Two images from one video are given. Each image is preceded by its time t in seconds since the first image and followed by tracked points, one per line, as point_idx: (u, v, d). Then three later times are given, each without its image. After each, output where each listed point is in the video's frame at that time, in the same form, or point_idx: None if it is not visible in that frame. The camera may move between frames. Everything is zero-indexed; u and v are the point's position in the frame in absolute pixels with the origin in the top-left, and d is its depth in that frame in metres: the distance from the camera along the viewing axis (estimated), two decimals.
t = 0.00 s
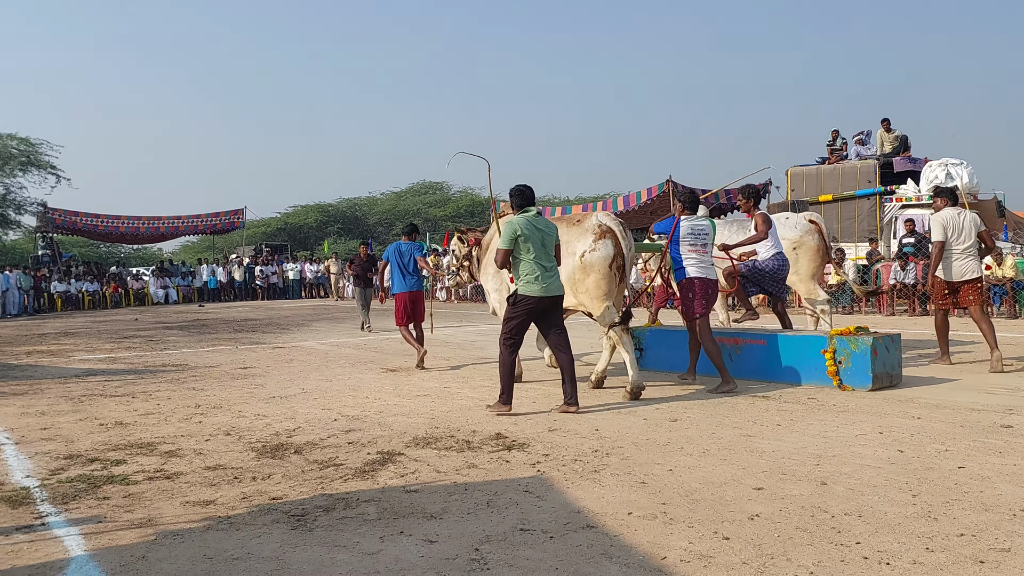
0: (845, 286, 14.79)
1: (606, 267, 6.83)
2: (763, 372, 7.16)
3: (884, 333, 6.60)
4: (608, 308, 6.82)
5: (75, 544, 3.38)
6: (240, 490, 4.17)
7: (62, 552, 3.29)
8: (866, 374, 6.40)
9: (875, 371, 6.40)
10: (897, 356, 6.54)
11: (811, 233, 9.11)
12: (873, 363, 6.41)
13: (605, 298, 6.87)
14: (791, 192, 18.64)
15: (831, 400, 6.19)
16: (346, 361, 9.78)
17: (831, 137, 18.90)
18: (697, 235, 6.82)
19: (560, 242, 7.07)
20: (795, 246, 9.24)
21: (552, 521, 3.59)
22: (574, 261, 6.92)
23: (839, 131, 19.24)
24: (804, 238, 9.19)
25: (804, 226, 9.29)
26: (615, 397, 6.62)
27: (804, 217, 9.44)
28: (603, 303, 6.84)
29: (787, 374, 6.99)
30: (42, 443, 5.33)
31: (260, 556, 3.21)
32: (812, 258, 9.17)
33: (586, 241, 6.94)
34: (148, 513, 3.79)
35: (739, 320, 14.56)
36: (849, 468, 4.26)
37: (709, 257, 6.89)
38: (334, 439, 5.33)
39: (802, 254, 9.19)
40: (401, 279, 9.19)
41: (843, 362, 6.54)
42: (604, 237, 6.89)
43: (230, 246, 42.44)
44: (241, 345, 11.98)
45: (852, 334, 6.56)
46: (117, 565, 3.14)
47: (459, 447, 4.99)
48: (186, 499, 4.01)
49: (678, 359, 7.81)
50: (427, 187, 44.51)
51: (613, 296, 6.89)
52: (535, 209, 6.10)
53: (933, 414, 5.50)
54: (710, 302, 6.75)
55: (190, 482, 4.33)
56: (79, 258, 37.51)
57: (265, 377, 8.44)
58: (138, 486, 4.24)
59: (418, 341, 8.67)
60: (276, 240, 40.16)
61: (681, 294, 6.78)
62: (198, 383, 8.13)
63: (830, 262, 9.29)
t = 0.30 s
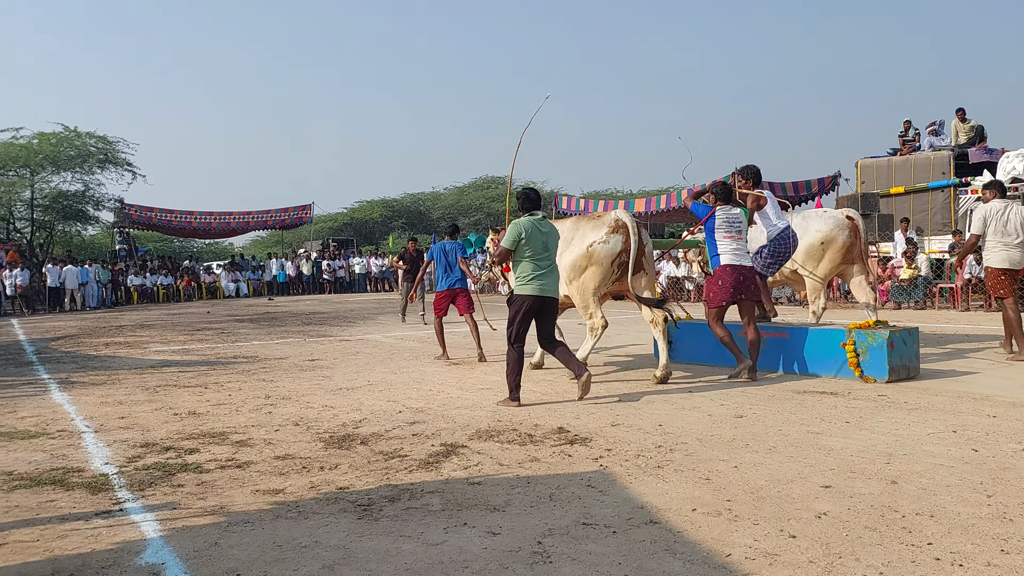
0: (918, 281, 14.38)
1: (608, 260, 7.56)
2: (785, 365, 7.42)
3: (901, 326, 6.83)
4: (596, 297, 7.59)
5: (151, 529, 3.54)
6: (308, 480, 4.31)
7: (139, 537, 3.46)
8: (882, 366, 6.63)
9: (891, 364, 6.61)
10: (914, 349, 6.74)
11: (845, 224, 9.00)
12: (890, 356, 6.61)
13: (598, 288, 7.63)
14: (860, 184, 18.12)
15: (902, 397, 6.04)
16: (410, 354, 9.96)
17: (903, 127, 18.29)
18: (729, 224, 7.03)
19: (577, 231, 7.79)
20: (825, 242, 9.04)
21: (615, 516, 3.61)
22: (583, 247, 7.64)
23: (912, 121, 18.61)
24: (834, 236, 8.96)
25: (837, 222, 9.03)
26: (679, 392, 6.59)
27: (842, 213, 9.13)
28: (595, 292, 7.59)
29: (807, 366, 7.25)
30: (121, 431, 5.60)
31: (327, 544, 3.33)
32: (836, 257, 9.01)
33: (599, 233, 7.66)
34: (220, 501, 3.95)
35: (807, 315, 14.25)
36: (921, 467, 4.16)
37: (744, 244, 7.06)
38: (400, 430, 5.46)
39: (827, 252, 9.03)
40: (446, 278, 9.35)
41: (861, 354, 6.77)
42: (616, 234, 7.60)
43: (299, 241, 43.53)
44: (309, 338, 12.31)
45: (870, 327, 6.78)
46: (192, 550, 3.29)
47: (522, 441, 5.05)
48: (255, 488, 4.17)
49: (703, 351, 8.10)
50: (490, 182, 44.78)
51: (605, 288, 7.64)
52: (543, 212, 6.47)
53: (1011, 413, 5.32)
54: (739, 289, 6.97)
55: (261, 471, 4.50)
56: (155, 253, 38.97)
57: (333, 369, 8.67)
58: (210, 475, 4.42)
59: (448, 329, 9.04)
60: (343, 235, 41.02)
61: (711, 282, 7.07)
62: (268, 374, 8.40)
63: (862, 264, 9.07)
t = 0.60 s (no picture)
0: (981, 275, 14.00)
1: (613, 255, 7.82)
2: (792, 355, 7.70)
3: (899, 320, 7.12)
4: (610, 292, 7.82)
5: (211, 517, 3.68)
6: (363, 470, 4.42)
7: (200, 525, 3.59)
8: (879, 356, 6.93)
9: (888, 355, 6.90)
10: (912, 343, 7.02)
11: (869, 218, 8.81)
12: (888, 347, 6.88)
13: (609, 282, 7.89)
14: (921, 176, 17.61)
15: (964, 394, 5.90)
16: (462, 347, 10.07)
17: (967, 118, 17.71)
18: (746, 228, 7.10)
19: (579, 229, 8.06)
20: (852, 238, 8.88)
21: (668, 511, 3.62)
22: (587, 246, 7.92)
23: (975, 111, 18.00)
24: (859, 231, 8.78)
25: (862, 216, 8.84)
26: (732, 387, 6.54)
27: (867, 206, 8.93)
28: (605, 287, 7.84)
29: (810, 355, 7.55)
30: (183, 422, 5.80)
31: (381, 535, 3.41)
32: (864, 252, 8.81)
33: (599, 230, 7.91)
34: (277, 491, 4.08)
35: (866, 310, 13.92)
36: (982, 466, 4.07)
37: (759, 249, 7.18)
38: (452, 423, 5.54)
39: (854, 248, 8.84)
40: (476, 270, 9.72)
41: (861, 345, 7.05)
42: (616, 228, 7.83)
43: (353, 235, 44.23)
44: (364, 331, 12.53)
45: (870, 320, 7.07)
46: (250, 538, 3.41)
47: (573, 435, 5.08)
48: (312, 478, 4.29)
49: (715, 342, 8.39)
50: (542, 176, 44.82)
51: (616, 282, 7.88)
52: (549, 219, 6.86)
53: None
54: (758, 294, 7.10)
55: (318, 461, 4.62)
56: (215, 248, 40.02)
57: (386, 362, 8.82)
58: (268, 465, 4.56)
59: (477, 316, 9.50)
60: (396, 230, 41.53)
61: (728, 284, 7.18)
62: (323, 367, 8.59)
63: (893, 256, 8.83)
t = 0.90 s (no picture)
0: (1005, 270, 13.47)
1: (595, 252, 8.20)
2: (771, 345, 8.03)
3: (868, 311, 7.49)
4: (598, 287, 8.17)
5: (234, 508, 3.72)
6: (385, 463, 4.44)
7: (224, 515, 3.63)
8: (849, 346, 7.28)
9: (857, 344, 7.26)
10: (880, 334, 7.37)
11: (864, 218, 8.91)
12: (856, 337, 7.26)
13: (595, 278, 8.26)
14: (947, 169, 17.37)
15: (989, 389, 5.83)
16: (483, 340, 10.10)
17: (993, 110, 17.42)
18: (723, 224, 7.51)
19: (563, 227, 8.48)
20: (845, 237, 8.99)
21: (689, 505, 3.62)
22: (571, 246, 8.31)
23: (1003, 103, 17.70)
24: (854, 230, 8.89)
25: (856, 216, 8.94)
26: (753, 381, 6.53)
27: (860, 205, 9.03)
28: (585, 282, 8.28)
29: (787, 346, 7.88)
30: (206, 413, 5.88)
31: (403, 527, 3.44)
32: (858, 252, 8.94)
33: (582, 229, 8.30)
34: (300, 482, 4.12)
35: (890, 304, 13.78)
36: (1008, 462, 4.02)
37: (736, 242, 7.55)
38: (473, 416, 5.57)
39: (849, 247, 8.95)
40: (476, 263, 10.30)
41: (831, 336, 7.42)
42: (596, 226, 8.23)
43: (375, 229, 44.45)
44: (385, 325, 12.61)
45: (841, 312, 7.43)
46: (273, 529, 3.44)
47: (594, 429, 5.08)
48: (334, 469, 4.33)
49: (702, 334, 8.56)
50: (562, 169, 44.77)
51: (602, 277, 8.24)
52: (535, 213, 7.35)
53: None
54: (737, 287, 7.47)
55: (340, 453, 4.66)
56: (239, 241, 40.36)
57: (408, 355, 8.87)
58: (291, 457, 4.61)
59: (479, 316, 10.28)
60: (417, 224, 41.66)
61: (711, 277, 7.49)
62: (345, 360, 8.65)
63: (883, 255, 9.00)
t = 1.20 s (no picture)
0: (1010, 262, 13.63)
1: (552, 244, 8.62)
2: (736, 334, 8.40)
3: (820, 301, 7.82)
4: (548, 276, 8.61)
5: (237, 499, 3.73)
6: (387, 454, 4.45)
7: (226, 506, 3.64)
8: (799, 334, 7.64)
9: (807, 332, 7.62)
10: (831, 324, 7.68)
11: (832, 210, 9.49)
12: (807, 326, 7.59)
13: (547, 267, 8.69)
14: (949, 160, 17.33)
15: (991, 381, 5.83)
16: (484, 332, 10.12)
17: (996, 101, 17.37)
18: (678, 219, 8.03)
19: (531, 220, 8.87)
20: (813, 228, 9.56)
21: (691, 496, 3.62)
22: (534, 234, 8.77)
23: (1005, 94, 17.65)
24: (820, 222, 9.46)
25: (824, 209, 9.52)
26: (755, 372, 6.53)
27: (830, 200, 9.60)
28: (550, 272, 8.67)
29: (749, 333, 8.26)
30: (208, 404, 5.89)
31: (405, 518, 3.44)
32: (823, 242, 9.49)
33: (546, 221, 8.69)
34: (302, 473, 4.13)
35: (891, 295, 13.77)
36: (1010, 453, 4.02)
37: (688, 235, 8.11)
38: (475, 407, 5.57)
39: (814, 237, 9.53)
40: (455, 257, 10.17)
41: (786, 324, 7.77)
42: (558, 219, 8.61)
43: (376, 220, 44.44)
44: (386, 316, 12.62)
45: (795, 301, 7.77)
46: (275, 520, 3.45)
47: (596, 420, 5.08)
48: (336, 461, 4.33)
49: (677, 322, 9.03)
50: (564, 160, 44.70)
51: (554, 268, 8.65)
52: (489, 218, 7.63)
53: None
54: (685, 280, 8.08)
55: (342, 444, 4.67)
56: (240, 233, 40.36)
57: (409, 347, 8.88)
58: (293, 448, 4.61)
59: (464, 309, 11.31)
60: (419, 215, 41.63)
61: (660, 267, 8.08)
62: (347, 351, 8.66)
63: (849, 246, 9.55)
